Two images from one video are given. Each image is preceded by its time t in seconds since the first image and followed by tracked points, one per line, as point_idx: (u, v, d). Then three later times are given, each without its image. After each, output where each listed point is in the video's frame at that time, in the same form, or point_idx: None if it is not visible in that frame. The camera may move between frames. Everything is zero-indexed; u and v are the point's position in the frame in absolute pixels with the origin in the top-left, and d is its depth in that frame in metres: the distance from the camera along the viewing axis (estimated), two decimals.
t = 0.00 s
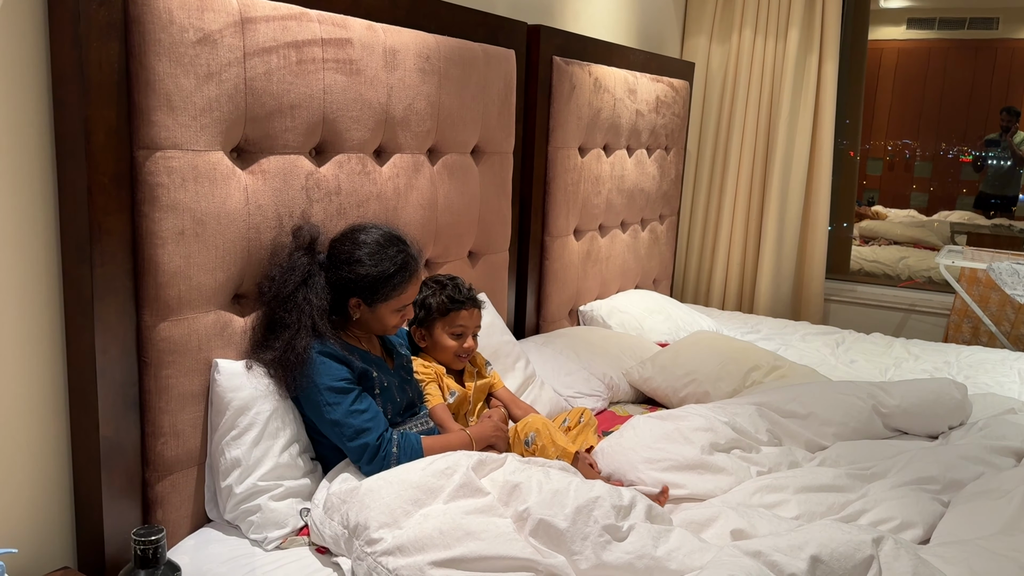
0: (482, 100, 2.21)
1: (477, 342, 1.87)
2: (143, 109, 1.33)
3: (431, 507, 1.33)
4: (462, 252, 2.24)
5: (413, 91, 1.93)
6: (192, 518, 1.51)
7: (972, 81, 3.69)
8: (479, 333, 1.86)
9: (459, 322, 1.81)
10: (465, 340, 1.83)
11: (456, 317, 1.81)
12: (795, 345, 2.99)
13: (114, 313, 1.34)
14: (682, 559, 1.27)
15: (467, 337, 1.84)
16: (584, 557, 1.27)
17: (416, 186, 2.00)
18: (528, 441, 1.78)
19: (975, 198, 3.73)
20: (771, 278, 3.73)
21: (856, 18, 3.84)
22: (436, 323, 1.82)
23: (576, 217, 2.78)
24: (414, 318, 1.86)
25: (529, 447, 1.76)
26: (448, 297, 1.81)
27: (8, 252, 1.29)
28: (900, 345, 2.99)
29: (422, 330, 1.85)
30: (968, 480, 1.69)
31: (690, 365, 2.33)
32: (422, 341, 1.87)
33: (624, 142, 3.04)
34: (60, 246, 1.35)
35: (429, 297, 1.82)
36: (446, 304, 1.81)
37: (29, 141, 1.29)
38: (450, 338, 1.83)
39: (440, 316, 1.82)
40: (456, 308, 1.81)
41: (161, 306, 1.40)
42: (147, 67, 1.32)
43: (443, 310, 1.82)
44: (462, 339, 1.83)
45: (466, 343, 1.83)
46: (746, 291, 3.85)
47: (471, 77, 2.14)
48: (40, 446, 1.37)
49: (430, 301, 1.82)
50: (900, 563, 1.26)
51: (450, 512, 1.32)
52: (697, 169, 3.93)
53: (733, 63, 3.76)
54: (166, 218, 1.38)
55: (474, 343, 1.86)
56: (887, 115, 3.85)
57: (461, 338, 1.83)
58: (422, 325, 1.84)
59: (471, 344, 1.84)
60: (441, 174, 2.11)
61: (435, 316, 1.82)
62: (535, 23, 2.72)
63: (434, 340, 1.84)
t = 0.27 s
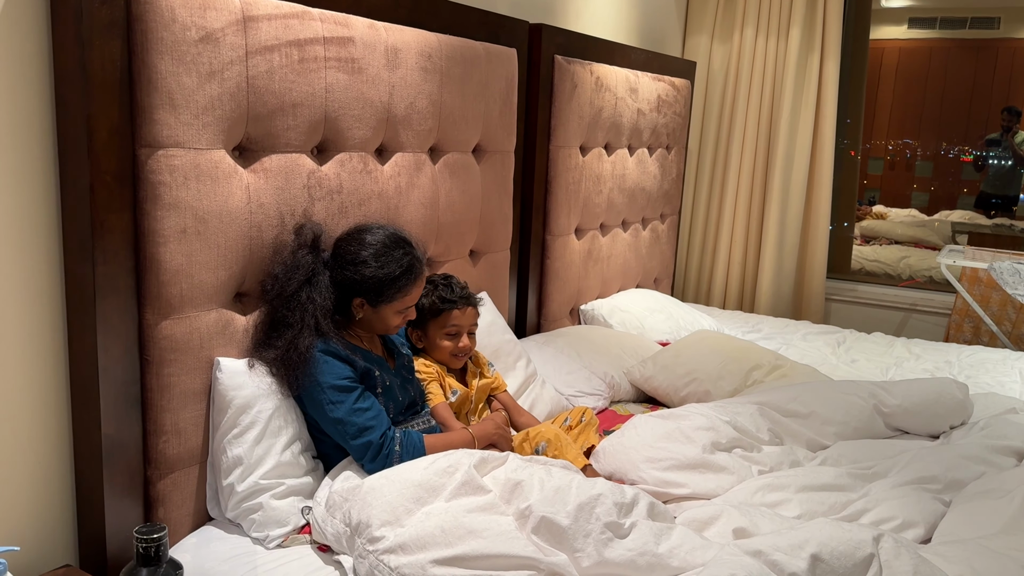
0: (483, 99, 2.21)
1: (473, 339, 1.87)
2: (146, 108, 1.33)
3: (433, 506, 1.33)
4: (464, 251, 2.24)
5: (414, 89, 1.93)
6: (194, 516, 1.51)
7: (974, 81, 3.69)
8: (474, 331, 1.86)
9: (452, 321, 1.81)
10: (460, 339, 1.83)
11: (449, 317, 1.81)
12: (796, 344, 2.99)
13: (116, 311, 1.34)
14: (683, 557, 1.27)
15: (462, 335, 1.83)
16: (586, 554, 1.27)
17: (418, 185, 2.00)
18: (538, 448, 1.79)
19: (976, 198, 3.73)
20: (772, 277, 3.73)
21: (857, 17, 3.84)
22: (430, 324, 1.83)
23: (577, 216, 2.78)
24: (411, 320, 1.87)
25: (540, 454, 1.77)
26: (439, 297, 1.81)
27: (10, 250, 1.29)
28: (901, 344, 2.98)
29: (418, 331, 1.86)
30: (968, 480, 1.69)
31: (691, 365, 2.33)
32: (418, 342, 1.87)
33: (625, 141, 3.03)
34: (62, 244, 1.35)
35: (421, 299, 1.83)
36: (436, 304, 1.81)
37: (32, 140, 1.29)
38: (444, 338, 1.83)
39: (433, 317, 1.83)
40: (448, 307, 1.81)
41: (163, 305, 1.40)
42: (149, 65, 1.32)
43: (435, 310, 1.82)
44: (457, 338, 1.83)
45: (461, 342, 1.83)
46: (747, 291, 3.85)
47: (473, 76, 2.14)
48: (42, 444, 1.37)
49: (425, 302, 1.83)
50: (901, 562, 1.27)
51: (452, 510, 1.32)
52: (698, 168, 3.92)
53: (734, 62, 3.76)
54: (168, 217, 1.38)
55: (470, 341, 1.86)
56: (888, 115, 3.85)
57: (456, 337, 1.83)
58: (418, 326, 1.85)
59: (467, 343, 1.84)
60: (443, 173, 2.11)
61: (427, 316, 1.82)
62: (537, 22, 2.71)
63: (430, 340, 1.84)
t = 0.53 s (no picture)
0: (484, 98, 2.21)
1: (468, 335, 1.85)
2: (147, 106, 1.33)
3: (434, 504, 1.33)
4: (464, 250, 2.24)
5: (415, 88, 1.93)
6: (194, 514, 1.51)
7: (975, 81, 3.68)
8: (469, 326, 1.85)
9: (441, 315, 1.82)
10: (451, 334, 1.83)
11: (437, 311, 1.82)
12: (797, 344, 2.99)
13: (117, 309, 1.34)
14: (684, 554, 1.27)
15: (454, 330, 1.83)
16: (587, 552, 1.27)
17: (418, 184, 2.00)
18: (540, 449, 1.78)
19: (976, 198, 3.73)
20: (773, 277, 3.73)
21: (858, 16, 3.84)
22: (424, 323, 1.84)
23: (578, 215, 2.78)
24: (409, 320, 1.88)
25: (544, 453, 1.76)
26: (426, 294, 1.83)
27: (10, 248, 1.29)
28: (901, 344, 2.98)
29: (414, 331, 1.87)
30: (969, 479, 1.69)
31: (691, 364, 2.33)
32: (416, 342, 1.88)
33: (626, 140, 3.03)
34: (64, 242, 1.35)
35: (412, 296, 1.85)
36: (426, 300, 1.83)
37: (33, 139, 1.30)
38: (436, 334, 1.83)
39: (424, 314, 1.84)
40: (436, 303, 1.82)
41: (164, 303, 1.40)
42: (150, 64, 1.32)
43: (424, 307, 1.83)
44: (448, 333, 1.83)
45: (452, 337, 1.82)
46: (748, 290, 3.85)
47: (474, 75, 2.14)
48: (43, 442, 1.37)
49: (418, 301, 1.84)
50: (901, 561, 1.27)
51: (453, 508, 1.32)
52: (699, 168, 3.92)
53: (735, 61, 3.76)
54: (169, 215, 1.38)
55: (464, 337, 1.84)
56: (889, 114, 3.85)
57: (447, 332, 1.83)
58: (413, 325, 1.86)
59: (460, 338, 1.82)
60: (444, 172, 2.11)
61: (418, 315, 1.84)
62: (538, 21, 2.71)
63: (425, 338, 1.85)
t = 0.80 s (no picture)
0: (485, 98, 2.21)
1: (466, 331, 1.85)
2: (148, 106, 1.33)
3: (435, 503, 1.33)
4: (465, 249, 2.25)
5: (416, 87, 1.93)
6: (195, 513, 1.51)
7: (976, 81, 3.68)
8: (467, 323, 1.85)
9: (439, 313, 1.82)
10: (450, 331, 1.83)
11: (435, 309, 1.82)
12: (797, 343, 2.98)
13: (118, 308, 1.34)
14: (685, 553, 1.27)
15: (452, 326, 1.83)
16: (587, 551, 1.27)
17: (419, 184, 2.00)
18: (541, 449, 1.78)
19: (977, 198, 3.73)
20: (773, 277, 3.73)
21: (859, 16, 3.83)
22: (422, 322, 1.84)
23: (578, 215, 2.78)
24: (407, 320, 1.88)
25: (545, 453, 1.76)
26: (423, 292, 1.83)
27: (12, 247, 1.29)
28: (902, 344, 2.98)
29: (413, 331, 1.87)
30: (969, 479, 1.69)
31: (692, 364, 2.33)
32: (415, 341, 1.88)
33: (626, 140, 3.03)
34: (65, 241, 1.35)
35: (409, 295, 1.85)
36: (423, 298, 1.83)
37: (34, 138, 1.30)
38: (435, 332, 1.83)
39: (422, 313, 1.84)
40: (433, 301, 1.82)
41: (165, 302, 1.40)
42: (152, 63, 1.32)
43: (422, 305, 1.84)
44: (447, 330, 1.83)
45: (451, 334, 1.82)
46: (748, 290, 3.85)
47: (474, 75, 2.14)
48: (44, 441, 1.38)
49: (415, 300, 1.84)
50: (901, 560, 1.27)
51: (453, 507, 1.32)
52: (699, 167, 3.92)
53: (736, 61, 3.76)
54: (170, 215, 1.38)
55: (462, 333, 1.84)
56: (890, 114, 3.85)
57: (445, 329, 1.83)
58: (413, 324, 1.87)
59: (458, 334, 1.83)
60: (445, 172, 2.11)
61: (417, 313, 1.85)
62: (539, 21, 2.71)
63: (423, 337, 1.85)
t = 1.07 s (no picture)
0: (485, 97, 2.21)
1: (464, 331, 1.85)
2: (148, 105, 1.33)
3: (435, 503, 1.33)
4: (465, 249, 2.24)
5: (417, 87, 1.93)
6: (195, 513, 1.51)
7: (976, 81, 3.68)
8: (465, 322, 1.84)
9: (437, 312, 1.82)
10: (448, 331, 1.82)
11: (434, 308, 1.82)
12: (797, 343, 2.98)
13: (118, 308, 1.34)
14: (684, 554, 1.27)
15: (450, 326, 1.83)
16: (587, 552, 1.27)
17: (419, 183, 2.00)
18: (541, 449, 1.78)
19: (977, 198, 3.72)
20: (773, 277, 3.73)
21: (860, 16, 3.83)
22: (421, 321, 1.84)
23: (578, 214, 2.78)
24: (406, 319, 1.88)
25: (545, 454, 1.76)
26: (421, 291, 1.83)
27: (12, 246, 1.29)
28: (902, 344, 2.98)
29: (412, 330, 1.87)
30: (969, 479, 1.69)
31: (692, 364, 2.33)
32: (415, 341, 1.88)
33: (627, 140, 3.03)
34: (65, 241, 1.35)
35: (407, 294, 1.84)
36: (421, 298, 1.83)
37: (34, 137, 1.30)
38: (433, 331, 1.83)
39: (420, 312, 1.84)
40: (432, 300, 1.82)
41: (165, 301, 1.40)
42: (152, 62, 1.32)
43: (421, 304, 1.83)
44: (445, 329, 1.83)
45: (449, 333, 1.82)
46: (748, 290, 3.85)
47: (475, 74, 2.14)
48: (44, 440, 1.37)
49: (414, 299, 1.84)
50: (902, 560, 1.27)
51: (454, 507, 1.32)
52: (700, 167, 3.92)
53: (736, 61, 3.76)
54: (170, 214, 1.38)
55: (461, 333, 1.84)
56: (890, 114, 3.85)
57: (444, 328, 1.83)
58: (412, 324, 1.87)
59: (457, 334, 1.82)
60: (445, 171, 2.11)
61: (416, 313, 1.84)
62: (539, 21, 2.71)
63: (423, 336, 1.84)
